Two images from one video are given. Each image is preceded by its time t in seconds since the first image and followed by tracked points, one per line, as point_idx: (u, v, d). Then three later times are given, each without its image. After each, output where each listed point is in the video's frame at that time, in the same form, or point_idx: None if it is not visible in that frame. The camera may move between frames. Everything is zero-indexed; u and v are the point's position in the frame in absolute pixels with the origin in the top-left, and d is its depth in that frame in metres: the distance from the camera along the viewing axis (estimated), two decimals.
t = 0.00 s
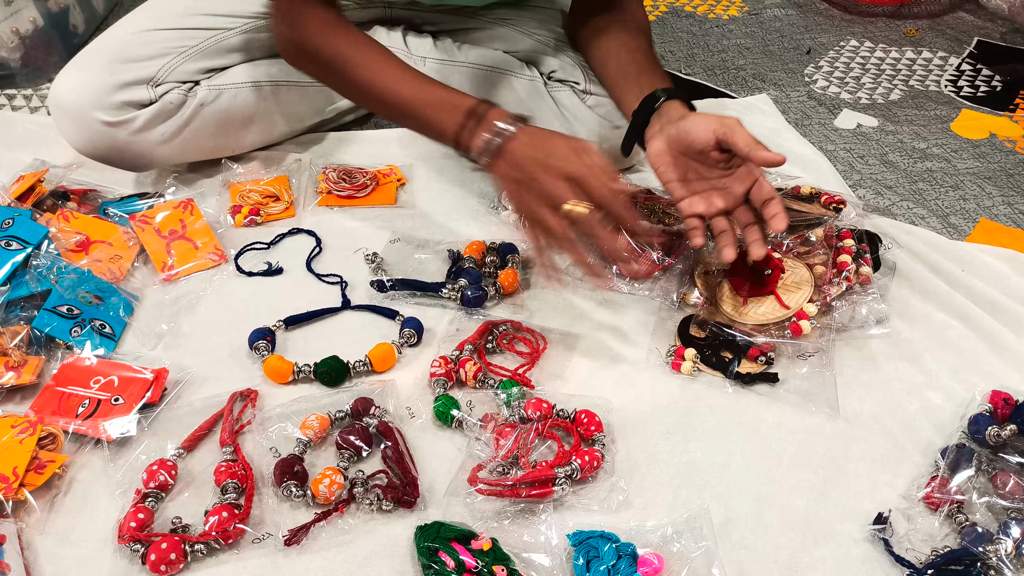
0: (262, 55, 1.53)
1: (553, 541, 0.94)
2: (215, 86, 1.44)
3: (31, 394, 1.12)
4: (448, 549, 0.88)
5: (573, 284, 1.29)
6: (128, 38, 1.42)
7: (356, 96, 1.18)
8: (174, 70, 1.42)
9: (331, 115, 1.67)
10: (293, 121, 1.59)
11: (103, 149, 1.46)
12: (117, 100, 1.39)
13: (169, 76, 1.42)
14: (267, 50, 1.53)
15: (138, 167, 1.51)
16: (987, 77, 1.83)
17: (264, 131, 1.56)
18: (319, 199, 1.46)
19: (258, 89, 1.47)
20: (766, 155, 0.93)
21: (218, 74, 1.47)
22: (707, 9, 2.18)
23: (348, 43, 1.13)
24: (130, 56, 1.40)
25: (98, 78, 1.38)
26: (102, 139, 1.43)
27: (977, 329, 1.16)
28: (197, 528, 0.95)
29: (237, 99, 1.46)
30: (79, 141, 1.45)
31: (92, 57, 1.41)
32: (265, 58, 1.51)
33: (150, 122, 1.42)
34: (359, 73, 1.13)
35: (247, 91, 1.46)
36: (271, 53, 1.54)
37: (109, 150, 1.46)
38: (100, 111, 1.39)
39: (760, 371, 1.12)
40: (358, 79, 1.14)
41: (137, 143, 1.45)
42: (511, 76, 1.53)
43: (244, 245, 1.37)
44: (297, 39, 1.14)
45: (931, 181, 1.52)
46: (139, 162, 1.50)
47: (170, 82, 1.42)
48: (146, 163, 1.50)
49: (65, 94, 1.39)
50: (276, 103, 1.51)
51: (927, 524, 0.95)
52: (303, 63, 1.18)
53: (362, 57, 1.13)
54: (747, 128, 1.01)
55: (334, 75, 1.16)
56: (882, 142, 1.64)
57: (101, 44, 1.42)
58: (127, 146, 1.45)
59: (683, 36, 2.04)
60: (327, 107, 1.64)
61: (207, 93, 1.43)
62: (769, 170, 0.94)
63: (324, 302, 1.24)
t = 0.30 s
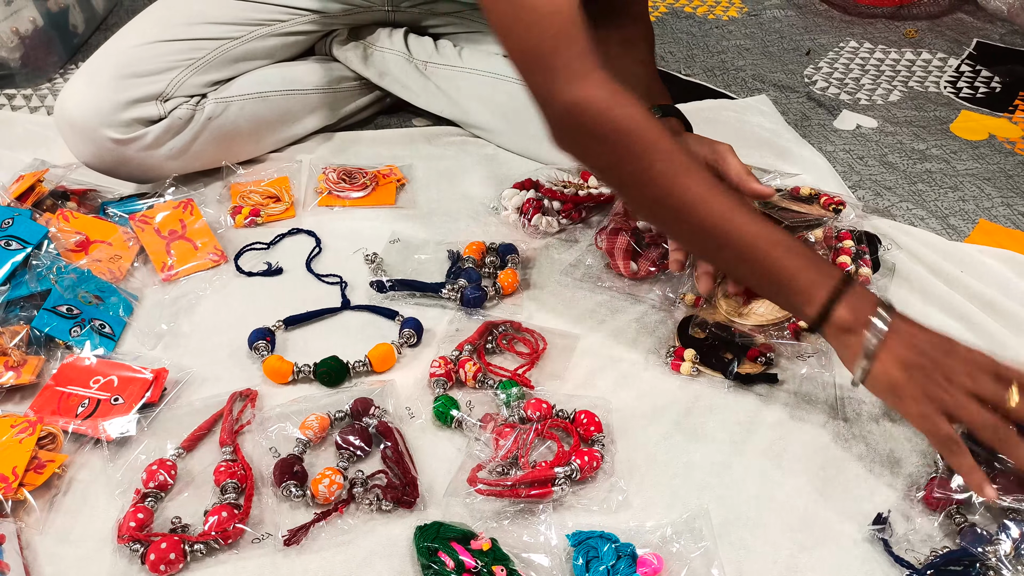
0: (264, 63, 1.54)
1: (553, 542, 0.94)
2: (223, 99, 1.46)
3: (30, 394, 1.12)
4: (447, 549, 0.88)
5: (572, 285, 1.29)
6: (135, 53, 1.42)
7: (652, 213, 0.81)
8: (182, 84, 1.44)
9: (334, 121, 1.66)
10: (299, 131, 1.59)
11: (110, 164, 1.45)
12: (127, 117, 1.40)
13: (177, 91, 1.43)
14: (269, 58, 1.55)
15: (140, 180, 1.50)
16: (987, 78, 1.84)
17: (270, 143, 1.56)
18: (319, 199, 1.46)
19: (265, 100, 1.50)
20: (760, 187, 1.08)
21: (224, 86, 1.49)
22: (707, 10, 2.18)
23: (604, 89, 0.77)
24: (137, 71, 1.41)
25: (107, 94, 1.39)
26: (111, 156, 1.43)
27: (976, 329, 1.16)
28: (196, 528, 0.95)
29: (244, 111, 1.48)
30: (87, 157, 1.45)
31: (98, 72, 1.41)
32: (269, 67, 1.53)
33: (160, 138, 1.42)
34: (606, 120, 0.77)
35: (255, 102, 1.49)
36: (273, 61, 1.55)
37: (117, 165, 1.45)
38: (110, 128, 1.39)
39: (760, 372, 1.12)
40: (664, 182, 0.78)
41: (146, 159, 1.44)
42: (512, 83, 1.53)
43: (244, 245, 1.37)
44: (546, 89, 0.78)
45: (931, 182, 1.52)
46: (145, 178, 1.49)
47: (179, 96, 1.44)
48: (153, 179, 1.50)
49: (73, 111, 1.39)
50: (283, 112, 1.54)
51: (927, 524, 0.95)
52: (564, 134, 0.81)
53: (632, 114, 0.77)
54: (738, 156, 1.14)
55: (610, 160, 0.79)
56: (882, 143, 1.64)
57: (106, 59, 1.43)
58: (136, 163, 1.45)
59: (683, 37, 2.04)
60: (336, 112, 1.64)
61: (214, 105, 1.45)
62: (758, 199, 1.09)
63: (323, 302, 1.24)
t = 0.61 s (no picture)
0: (261, 57, 1.54)
1: (551, 539, 0.94)
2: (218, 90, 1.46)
3: (28, 392, 1.12)
4: (446, 547, 0.88)
5: (571, 282, 1.29)
6: (133, 42, 1.42)
7: (532, 187, 0.85)
8: (179, 74, 1.43)
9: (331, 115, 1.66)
10: (296, 125, 1.59)
11: (104, 153, 1.46)
12: (122, 106, 1.39)
13: (173, 81, 1.43)
14: (267, 51, 1.54)
15: (137, 171, 1.51)
16: (986, 75, 1.83)
17: (266, 136, 1.56)
18: (318, 197, 1.46)
19: (262, 92, 1.49)
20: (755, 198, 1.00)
21: (221, 77, 1.49)
22: (706, 7, 2.18)
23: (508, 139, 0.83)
24: (134, 61, 1.41)
25: (103, 83, 1.39)
26: (105, 144, 1.43)
27: (975, 326, 1.16)
28: (195, 525, 0.95)
29: (240, 102, 1.47)
30: (82, 146, 1.45)
31: (95, 62, 1.41)
32: (266, 61, 1.52)
33: (154, 127, 1.42)
34: (484, 120, 0.81)
35: (251, 94, 1.48)
36: (271, 55, 1.55)
37: (112, 156, 1.46)
38: (104, 116, 1.39)
39: (758, 369, 1.11)
40: (524, 154, 0.81)
41: (140, 148, 1.45)
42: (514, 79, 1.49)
43: (242, 243, 1.37)
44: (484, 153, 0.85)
45: (930, 178, 1.52)
46: (139, 167, 1.50)
47: (175, 87, 1.43)
48: (147, 167, 1.50)
49: (68, 100, 1.39)
50: (279, 105, 1.53)
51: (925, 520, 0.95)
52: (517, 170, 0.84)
53: (502, 117, 0.82)
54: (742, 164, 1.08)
55: (484, 155, 0.84)
56: (881, 139, 1.64)
57: (104, 49, 1.42)
58: (130, 152, 1.45)
59: (682, 34, 2.04)
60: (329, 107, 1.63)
61: (210, 96, 1.44)
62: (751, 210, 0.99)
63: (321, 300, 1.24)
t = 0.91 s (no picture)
0: (259, 52, 1.52)
1: (552, 539, 0.94)
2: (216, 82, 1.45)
3: (29, 391, 1.12)
4: (446, 546, 0.88)
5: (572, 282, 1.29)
6: (131, 34, 1.42)
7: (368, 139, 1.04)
8: (176, 66, 1.43)
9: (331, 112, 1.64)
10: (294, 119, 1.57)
11: (101, 145, 1.47)
12: (118, 96, 1.39)
13: (170, 73, 1.42)
14: (266, 48, 1.53)
15: (137, 164, 1.52)
16: (987, 75, 1.83)
17: (264, 130, 1.55)
18: (319, 197, 1.46)
19: (260, 85, 1.47)
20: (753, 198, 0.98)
21: (218, 70, 1.48)
22: (707, 7, 2.18)
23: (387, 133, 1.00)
24: (131, 52, 1.41)
25: (99, 74, 1.39)
26: (101, 135, 1.43)
27: (975, 326, 1.16)
28: (195, 524, 0.95)
29: (236, 95, 1.46)
30: (80, 137, 1.46)
31: (92, 53, 1.41)
32: (264, 56, 1.51)
33: (150, 118, 1.42)
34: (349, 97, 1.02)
35: (249, 87, 1.46)
36: (269, 51, 1.53)
37: (109, 147, 1.47)
38: (100, 106, 1.39)
39: (759, 369, 1.12)
40: (355, 111, 1.02)
41: (136, 139, 1.45)
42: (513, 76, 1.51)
43: (243, 243, 1.37)
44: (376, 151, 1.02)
45: (931, 178, 1.52)
46: (136, 158, 1.51)
47: (171, 78, 1.43)
48: (144, 159, 1.51)
49: (65, 90, 1.39)
50: (276, 101, 1.51)
51: (925, 520, 0.95)
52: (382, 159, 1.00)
53: (358, 74, 1.02)
54: (741, 162, 1.04)
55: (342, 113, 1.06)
56: (881, 139, 1.64)
57: (101, 40, 1.42)
58: (126, 142, 1.46)
59: (682, 34, 2.04)
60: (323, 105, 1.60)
61: (207, 88, 1.43)
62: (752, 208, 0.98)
63: (321, 300, 1.24)
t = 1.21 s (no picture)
0: (263, 59, 1.54)
1: (552, 539, 0.94)
2: (221, 94, 1.46)
3: (30, 391, 1.12)
4: (447, 546, 0.88)
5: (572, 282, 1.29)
6: (135, 47, 1.42)
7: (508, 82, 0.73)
8: (182, 79, 1.43)
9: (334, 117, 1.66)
10: (299, 127, 1.59)
11: (109, 160, 1.45)
12: (127, 111, 1.39)
13: (176, 86, 1.43)
14: (268, 54, 1.55)
15: (141, 176, 1.50)
16: (987, 76, 1.83)
17: (269, 138, 1.56)
18: (319, 197, 1.46)
19: (263, 95, 1.50)
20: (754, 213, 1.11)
21: (223, 81, 1.49)
22: (707, 7, 2.18)
23: (544, 86, 0.72)
24: (137, 66, 1.41)
25: (107, 89, 1.38)
26: (110, 151, 1.42)
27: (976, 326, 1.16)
28: (196, 524, 0.95)
29: (242, 106, 1.48)
30: (86, 153, 1.44)
31: (97, 67, 1.40)
32: (268, 64, 1.53)
33: (159, 133, 1.42)
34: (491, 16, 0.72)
35: (253, 97, 1.48)
36: (272, 57, 1.56)
37: (115, 161, 1.45)
38: (108, 122, 1.39)
39: (760, 370, 1.12)
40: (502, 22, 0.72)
41: (144, 153, 1.44)
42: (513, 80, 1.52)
43: (244, 243, 1.37)
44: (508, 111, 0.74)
45: (931, 179, 1.52)
46: (143, 172, 1.49)
47: (178, 91, 1.43)
48: (150, 172, 1.49)
49: (72, 107, 1.39)
50: (280, 108, 1.54)
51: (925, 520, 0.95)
52: (525, 149, 0.76)
53: None
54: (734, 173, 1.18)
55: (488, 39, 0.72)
56: (882, 140, 1.64)
57: (106, 54, 1.42)
58: (135, 158, 1.44)
59: (683, 34, 2.04)
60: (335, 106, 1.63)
61: (213, 100, 1.44)
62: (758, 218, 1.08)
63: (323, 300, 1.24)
